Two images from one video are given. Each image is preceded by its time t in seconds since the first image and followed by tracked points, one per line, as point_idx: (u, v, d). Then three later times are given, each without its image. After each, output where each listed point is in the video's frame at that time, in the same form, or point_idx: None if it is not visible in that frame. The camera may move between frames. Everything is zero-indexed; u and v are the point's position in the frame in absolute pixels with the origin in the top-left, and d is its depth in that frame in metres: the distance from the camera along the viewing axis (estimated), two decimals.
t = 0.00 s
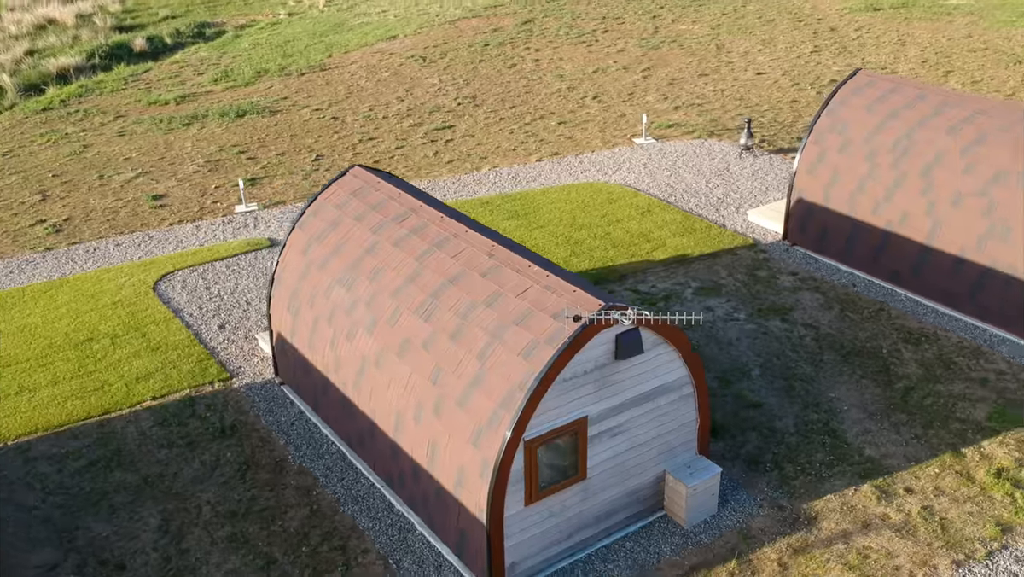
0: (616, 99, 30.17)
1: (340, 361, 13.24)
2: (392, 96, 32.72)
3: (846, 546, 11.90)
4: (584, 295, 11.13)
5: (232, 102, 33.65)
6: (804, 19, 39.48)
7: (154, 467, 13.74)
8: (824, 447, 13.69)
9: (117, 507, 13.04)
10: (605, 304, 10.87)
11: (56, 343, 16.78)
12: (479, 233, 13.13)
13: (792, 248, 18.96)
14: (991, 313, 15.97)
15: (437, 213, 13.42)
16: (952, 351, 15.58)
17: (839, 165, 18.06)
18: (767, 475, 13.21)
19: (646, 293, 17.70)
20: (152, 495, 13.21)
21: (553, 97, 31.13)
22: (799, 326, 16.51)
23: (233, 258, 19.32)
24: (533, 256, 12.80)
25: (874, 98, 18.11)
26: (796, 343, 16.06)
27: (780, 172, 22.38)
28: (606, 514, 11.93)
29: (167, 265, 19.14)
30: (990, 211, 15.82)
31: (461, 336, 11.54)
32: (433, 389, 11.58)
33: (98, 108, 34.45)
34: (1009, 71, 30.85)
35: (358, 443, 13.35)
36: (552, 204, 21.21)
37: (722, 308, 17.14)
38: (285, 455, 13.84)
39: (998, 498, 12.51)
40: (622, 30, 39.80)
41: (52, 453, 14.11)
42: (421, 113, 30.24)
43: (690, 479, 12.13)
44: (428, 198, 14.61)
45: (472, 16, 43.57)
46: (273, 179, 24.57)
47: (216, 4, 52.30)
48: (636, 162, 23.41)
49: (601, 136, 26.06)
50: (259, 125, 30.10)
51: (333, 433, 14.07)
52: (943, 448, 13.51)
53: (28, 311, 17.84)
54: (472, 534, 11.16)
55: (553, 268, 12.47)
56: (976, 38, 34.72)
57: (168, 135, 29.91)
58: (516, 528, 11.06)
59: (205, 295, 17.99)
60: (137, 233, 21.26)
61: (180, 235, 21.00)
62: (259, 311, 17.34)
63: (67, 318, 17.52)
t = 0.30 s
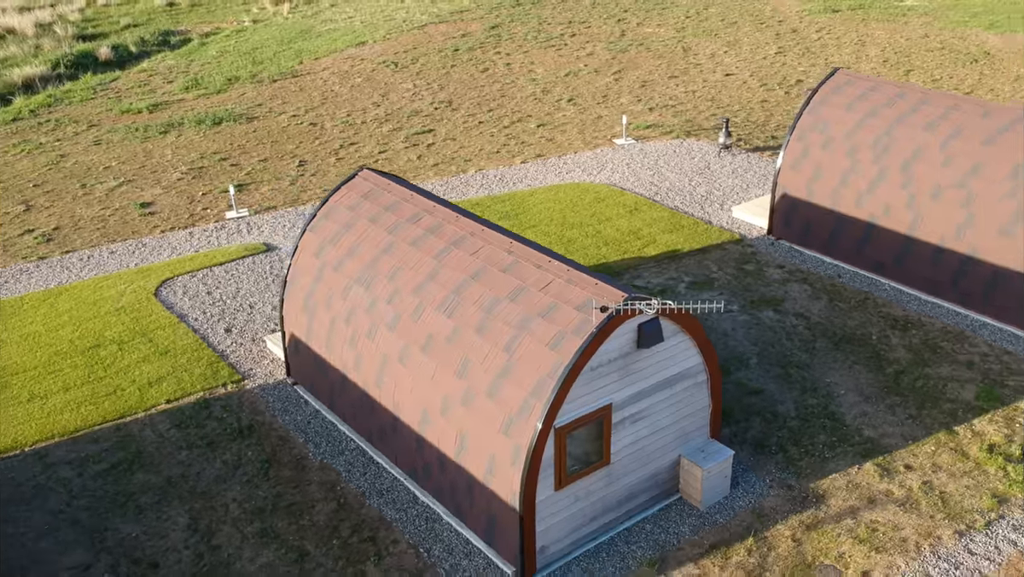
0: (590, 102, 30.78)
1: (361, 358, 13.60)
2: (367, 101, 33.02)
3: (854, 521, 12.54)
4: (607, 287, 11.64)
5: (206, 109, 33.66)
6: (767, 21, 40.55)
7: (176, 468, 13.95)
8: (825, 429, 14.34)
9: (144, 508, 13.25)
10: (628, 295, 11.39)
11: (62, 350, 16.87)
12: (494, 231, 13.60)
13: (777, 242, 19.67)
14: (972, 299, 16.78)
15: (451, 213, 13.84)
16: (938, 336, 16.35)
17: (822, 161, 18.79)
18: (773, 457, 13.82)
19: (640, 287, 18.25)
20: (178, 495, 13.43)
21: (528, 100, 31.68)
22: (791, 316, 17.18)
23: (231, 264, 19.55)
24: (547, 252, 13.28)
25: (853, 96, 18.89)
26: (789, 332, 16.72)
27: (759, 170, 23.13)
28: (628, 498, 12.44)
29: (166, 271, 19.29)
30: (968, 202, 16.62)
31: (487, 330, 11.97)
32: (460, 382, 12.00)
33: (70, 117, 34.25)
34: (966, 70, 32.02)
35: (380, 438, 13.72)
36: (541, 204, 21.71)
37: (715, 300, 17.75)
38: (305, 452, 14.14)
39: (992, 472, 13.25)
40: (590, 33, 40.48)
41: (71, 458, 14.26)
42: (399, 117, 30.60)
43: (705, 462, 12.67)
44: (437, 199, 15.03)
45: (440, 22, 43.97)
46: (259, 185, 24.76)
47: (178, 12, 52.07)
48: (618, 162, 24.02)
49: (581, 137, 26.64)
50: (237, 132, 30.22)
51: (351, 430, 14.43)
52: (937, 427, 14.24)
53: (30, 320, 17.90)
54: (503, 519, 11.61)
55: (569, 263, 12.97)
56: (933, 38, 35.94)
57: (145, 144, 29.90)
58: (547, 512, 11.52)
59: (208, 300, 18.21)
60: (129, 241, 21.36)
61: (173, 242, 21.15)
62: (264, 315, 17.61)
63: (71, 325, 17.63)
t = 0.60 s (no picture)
0: (564, 102, 31.37)
1: (381, 352, 13.97)
2: (342, 105, 33.27)
3: (861, 492, 13.23)
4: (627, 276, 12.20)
5: (179, 116, 33.62)
6: (727, 22, 41.55)
7: (200, 465, 14.19)
8: (825, 409, 15.04)
9: (172, 505, 13.48)
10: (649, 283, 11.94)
11: (70, 355, 16.98)
12: (508, 226, 14.09)
13: (761, 234, 20.43)
14: (951, 283, 17.64)
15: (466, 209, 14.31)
16: (922, 318, 17.17)
17: (804, 155, 19.56)
18: (779, 436, 14.47)
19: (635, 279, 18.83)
20: (205, 491, 13.69)
21: (502, 101, 32.19)
22: (782, 303, 17.89)
23: (230, 266, 19.75)
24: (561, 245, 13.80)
25: (832, 92, 19.73)
26: (782, 319, 17.43)
27: (737, 165, 23.89)
28: (647, 478, 13.00)
29: (165, 275, 19.44)
30: (946, 190, 17.47)
31: (512, 320, 12.45)
32: (487, 370, 12.45)
33: (38, 126, 33.96)
34: (923, 67, 33.21)
35: (400, 430, 14.11)
36: (530, 202, 22.22)
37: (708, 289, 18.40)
38: (327, 445, 14.48)
39: (984, 443, 14.05)
40: (555, 36, 41.10)
41: (93, 459, 14.42)
42: (376, 121, 30.92)
43: (719, 441, 13.26)
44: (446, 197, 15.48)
45: (405, 26, 44.31)
46: (245, 189, 24.92)
47: (136, 19, 51.68)
48: (600, 160, 24.61)
49: (560, 137, 27.21)
50: (214, 138, 30.29)
51: (370, 422, 14.79)
52: (929, 403, 15.01)
53: (33, 326, 17.96)
54: (533, 500, 12.08)
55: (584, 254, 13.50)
56: (889, 37, 37.18)
57: (122, 150, 29.82)
58: (575, 492, 12.03)
59: (211, 302, 18.41)
60: (122, 246, 21.44)
61: (167, 246, 21.27)
62: (270, 315, 17.89)
63: (76, 329, 17.73)
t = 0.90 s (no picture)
0: (539, 105, 31.95)
1: (401, 347, 14.37)
2: (317, 111, 33.51)
3: (865, 467, 13.95)
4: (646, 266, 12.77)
5: (153, 124, 33.58)
6: (689, 25, 42.51)
7: (225, 463, 14.46)
8: (823, 391, 15.75)
9: (202, 502, 13.74)
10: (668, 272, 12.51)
11: (79, 360, 17.10)
12: (522, 222, 14.59)
13: (746, 228, 21.19)
14: (931, 270, 18.51)
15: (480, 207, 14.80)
16: (906, 304, 18.01)
17: (787, 151, 20.35)
18: (783, 417, 15.14)
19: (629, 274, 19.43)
20: (233, 488, 13.96)
21: (477, 105, 32.68)
22: (772, 293, 18.62)
23: (228, 270, 19.98)
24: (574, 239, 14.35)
25: (812, 90, 20.58)
26: (774, 308, 18.15)
27: (715, 162, 24.66)
28: (665, 460, 13.57)
29: (165, 281, 19.61)
30: (925, 181, 18.33)
31: (535, 311, 12.94)
32: (512, 360, 12.92)
33: (8, 136, 33.64)
34: (882, 66, 34.38)
35: (421, 423, 14.52)
36: (519, 201, 22.73)
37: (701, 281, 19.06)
38: (348, 440, 14.84)
39: (976, 418, 14.86)
40: (522, 40, 41.71)
41: (116, 461, 14.61)
42: (354, 126, 31.22)
43: (731, 423, 13.89)
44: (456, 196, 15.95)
45: (371, 32, 44.60)
46: (232, 195, 25.10)
47: (95, 28, 51.25)
48: (582, 160, 25.23)
49: (540, 139, 27.79)
50: (192, 146, 30.34)
51: (388, 416, 15.18)
52: (920, 382, 15.81)
53: (37, 333, 18.05)
54: (562, 483, 12.58)
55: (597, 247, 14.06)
56: (847, 37, 38.40)
57: (99, 159, 29.74)
58: (602, 475, 12.55)
59: (214, 305, 18.63)
60: (117, 253, 21.53)
61: (162, 252, 21.42)
62: (274, 317, 18.16)
63: (82, 336, 17.84)
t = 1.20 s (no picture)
0: (510, 109, 32.48)
1: (414, 345, 14.74)
2: (289, 118, 33.65)
3: (862, 447, 14.67)
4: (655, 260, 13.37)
5: (122, 133, 33.43)
6: (650, 29, 43.38)
7: (243, 463, 14.71)
8: (815, 376, 16.48)
9: (224, 502, 13.98)
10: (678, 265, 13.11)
11: (83, 368, 17.19)
12: (528, 221, 15.10)
13: (726, 224, 21.93)
14: (907, 259, 19.38)
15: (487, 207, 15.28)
16: (886, 292, 18.86)
17: (765, 149, 21.10)
18: (779, 402, 15.83)
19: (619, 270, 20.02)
20: (254, 487, 14.23)
21: (449, 109, 33.10)
22: (758, 286, 19.35)
23: (223, 276, 20.19)
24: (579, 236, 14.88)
25: (787, 90, 21.39)
26: (760, 299, 18.87)
27: (691, 162, 25.40)
28: (675, 445, 14.16)
29: (161, 288, 19.75)
30: (899, 175, 19.18)
31: (550, 305, 13.44)
32: (529, 353, 13.39)
33: None
34: (840, 66, 35.50)
35: (435, 418, 14.91)
36: (504, 203, 23.22)
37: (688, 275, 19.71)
38: (363, 437, 15.19)
39: (961, 397, 15.69)
40: (486, 45, 42.21)
41: (133, 465, 14.78)
42: (329, 132, 31.46)
43: (735, 409, 14.52)
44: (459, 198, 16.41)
45: (335, 39, 44.75)
46: (215, 203, 25.21)
47: (49, 39, 50.62)
48: (561, 162, 25.80)
49: (516, 141, 28.32)
50: (167, 155, 30.32)
51: (400, 413, 15.55)
52: (906, 366, 16.61)
53: (36, 342, 18.08)
54: (581, 470, 13.07)
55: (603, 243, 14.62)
56: (803, 39, 39.54)
57: (73, 170, 29.58)
58: (619, 461, 13.07)
59: (213, 311, 18.83)
60: (107, 262, 21.57)
61: (153, 260, 21.52)
62: (275, 321, 18.43)
63: (83, 343, 17.92)
